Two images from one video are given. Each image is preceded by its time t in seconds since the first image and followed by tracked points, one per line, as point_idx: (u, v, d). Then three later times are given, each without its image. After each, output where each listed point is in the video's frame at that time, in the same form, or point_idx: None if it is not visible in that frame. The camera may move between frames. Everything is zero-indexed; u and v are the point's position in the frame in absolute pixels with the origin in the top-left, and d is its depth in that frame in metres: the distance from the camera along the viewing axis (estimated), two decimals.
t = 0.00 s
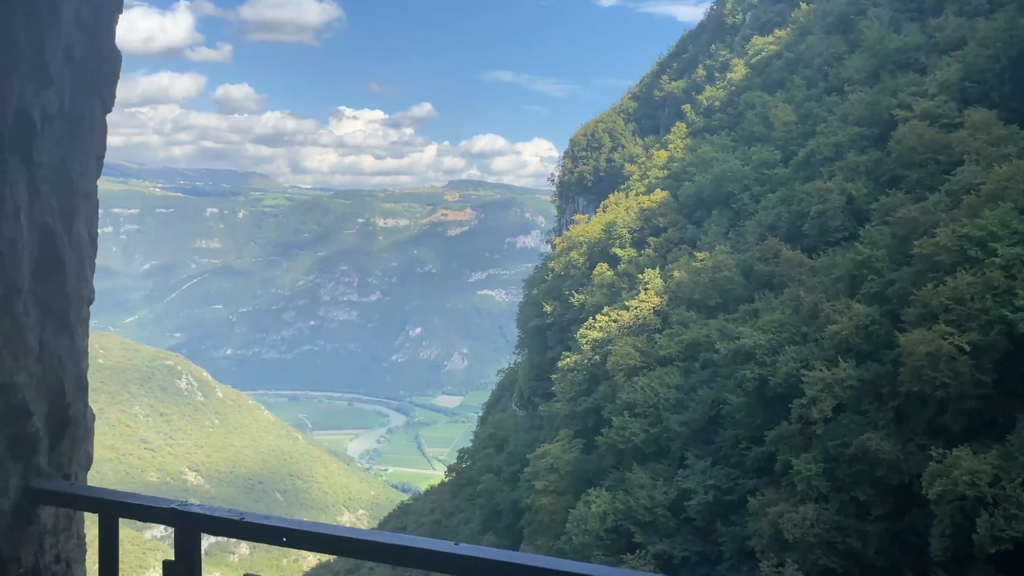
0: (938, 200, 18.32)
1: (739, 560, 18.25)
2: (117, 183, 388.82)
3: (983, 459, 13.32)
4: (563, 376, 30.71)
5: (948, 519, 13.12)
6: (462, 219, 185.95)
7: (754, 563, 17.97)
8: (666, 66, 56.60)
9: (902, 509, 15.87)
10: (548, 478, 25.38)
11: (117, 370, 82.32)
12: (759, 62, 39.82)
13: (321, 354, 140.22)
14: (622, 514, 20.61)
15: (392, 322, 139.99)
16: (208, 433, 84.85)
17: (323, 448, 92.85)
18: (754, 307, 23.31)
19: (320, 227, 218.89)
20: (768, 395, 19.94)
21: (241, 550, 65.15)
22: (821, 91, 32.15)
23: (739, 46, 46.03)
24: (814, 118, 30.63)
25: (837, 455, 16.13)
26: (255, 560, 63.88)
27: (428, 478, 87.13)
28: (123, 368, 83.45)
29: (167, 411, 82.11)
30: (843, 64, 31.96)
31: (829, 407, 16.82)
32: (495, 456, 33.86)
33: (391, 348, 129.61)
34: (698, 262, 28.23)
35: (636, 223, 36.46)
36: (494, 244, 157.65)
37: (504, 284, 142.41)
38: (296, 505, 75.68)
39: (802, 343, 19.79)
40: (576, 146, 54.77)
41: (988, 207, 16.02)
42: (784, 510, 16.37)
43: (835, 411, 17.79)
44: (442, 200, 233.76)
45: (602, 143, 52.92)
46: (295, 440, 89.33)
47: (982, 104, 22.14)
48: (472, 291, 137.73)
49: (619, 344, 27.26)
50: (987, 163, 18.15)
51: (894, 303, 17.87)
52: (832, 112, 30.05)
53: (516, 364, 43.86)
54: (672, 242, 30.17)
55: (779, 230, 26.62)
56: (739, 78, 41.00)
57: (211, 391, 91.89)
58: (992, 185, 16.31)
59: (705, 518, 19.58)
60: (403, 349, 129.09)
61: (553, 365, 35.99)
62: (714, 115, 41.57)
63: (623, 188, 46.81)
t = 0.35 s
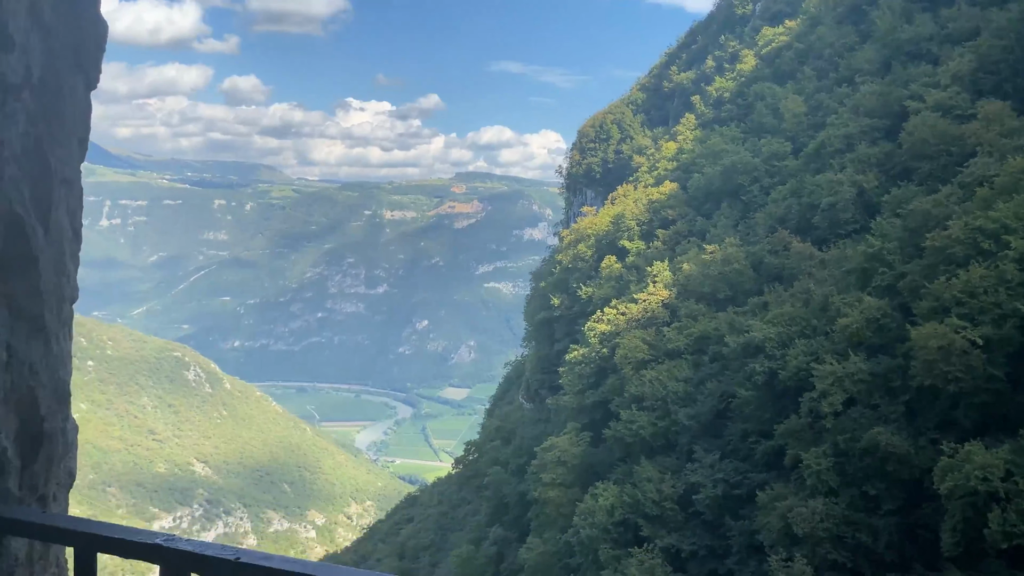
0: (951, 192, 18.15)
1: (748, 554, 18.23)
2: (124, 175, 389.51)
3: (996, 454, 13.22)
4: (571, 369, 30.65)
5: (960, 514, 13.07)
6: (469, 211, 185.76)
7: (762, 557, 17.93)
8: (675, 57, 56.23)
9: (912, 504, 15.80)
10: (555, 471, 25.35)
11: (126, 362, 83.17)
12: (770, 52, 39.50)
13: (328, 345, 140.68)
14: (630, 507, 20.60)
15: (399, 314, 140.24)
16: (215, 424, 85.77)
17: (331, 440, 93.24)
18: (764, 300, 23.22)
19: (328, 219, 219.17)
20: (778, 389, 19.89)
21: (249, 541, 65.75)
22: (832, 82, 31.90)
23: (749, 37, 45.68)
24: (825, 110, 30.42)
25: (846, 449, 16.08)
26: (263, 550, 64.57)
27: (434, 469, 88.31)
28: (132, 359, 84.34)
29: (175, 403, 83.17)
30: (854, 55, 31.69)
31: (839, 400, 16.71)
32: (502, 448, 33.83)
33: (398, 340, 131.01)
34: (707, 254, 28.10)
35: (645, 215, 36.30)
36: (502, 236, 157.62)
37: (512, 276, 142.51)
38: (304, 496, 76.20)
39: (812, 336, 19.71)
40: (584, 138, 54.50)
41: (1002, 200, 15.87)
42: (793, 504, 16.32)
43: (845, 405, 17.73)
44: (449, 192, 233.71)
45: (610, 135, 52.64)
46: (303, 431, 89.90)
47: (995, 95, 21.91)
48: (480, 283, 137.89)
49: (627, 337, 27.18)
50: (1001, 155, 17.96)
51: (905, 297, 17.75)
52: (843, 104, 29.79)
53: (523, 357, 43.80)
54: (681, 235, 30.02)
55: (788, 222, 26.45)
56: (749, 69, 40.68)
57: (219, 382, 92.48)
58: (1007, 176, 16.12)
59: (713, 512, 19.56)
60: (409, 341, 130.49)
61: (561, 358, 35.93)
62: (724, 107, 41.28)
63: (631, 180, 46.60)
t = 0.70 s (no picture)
0: (964, 183, 18.00)
1: (757, 547, 18.15)
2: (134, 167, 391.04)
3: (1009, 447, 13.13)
4: (580, 360, 30.63)
5: (972, 508, 12.99)
6: (477, 203, 185.96)
7: (772, 550, 17.86)
8: (685, 47, 55.92)
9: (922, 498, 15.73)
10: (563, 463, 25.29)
11: (135, 352, 83.98)
12: (780, 44, 39.24)
13: (336, 337, 141.13)
14: (638, 498, 20.61)
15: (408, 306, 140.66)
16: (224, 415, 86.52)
17: (339, 431, 93.66)
18: (774, 292, 23.16)
19: (336, 211, 219.63)
20: (788, 380, 19.84)
21: (258, 531, 66.25)
22: (843, 73, 31.71)
23: (759, 28, 45.39)
24: (835, 102, 30.26)
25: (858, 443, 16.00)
26: (273, 541, 64.95)
27: (443, 460, 88.61)
28: (141, 351, 85.06)
29: (184, 394, 83.81)
30: (866, 46, 31.43)
31: (850, 393, 16.61)
32: (511, 440, 33.85)
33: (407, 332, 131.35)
34: (718, 246, 27.98)
35: (654, 207, 36.18)
36: (510, 228, 157.69)
37: (520, 269, 142.63)
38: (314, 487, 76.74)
39: (823, 328, 19.63)
40: (593, 129, 54.33)
41: (1016, 191, 15.73)
42: (803, 497, 16.27)
43: (857, 398, 17.65)
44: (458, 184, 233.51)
45: (620, 126, 52.44)
46: (311, 422, 90.33)
47: (1009, 86, 21.69)
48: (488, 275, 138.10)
49: (636, 329, 27.15)
50: (1015, 146, 17.80)
51: (917, 289, 17.65)
52: (855, 95, 29.60)
53: (532, 349, 43.79)
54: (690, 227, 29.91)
55: (799, 214, 26.30)
56: (759, 60, 40.40)
57: (229, 373, 93.35)
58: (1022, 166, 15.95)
59: (723, 505, 19.49)
60: (417, 332, 130.84)
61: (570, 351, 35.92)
62: (734, 98, 41.05)
63: (640, 171, 46.43)
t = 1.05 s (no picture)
0: (977, 176, 17.86)
1: (766, 541, 18.14)
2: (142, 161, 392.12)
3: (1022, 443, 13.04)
4: (588, 354, 30.63)
5: (984, 504, 12.93)
6: (485, 196, 185.96)
7: (781, 545, 17.86)
8: (693, 40, 55.66)
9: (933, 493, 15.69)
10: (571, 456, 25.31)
11: (145, 346, 84.52)
12: (790, 36, 38.98)
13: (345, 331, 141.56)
14: (647, 494, 20.63)
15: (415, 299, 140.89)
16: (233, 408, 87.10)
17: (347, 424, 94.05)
18: (784, 286, 23.08)
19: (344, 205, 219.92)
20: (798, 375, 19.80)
21: (267, 523, 66.60)
22: (853, 66, 31.53)
23: (768, 21, 45.12)
24: (846, 95, 30.07)
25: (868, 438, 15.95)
26: (280, 532, 65.47)
27: (451, 453, 88.84)
28: (151, 344, 85.75)
29: (193, 387, 84.45)
30: (877, 38, 31.22)
31: (861, 388, 16.54)
32: (519, 433, 33.91)
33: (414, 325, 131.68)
34: (727, 240, 27.91)
35: (663, 201, 36.08)
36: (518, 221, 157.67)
37: (527, 263, 142.62)
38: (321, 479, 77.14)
39: (833, 323, 19.55)
40: (601, 123, 54.17)
41: None
42: (813, 491, 16.23)
43: (867, 393, 17.58)
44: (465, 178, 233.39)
45: (628, 120, 52.27)
46: (319, 415, 90.77)
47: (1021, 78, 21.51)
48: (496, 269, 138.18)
49: (645, 323, 27.13)
50: None
51: (929, 283, 17.52)
52: (865, 88, 29.41)
53: (540, 342, 43.81)
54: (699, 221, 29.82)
55: (809, 208, 26.18)
56: (768, 53, 40.19)
57: (237, 366, 93.87)
58: None
59: (732, 500, 19.48)
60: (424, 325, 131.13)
61: (578, 345, 35.93)
62: (743, 92, 40.87)
63: (648, 165, 46.30)
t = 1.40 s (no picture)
0: (992, 169, 17.66)
1: (777, 537, 18.11)
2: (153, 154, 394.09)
3: None
4: (597, 349, 30.60)
5: (997, 501, 12.83)
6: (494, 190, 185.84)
7: (792, 540, 17.82)
8: (705, 33, 55.29)
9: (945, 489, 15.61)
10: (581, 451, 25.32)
11: (155, 339, 85.10)
12: (802, 29, 38.66)
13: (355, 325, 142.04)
14: (657, 489, 20.62)
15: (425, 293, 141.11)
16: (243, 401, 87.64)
17: (357, 417, 94.43)
18: (796, 281, 22.97)
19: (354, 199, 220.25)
20: (810, 370, 19.71)
21: (277, 516, 66.98)
22: (866, 59, 31.27)
23: (780, 13, 44.77)
24: (859, 88, 29.82)
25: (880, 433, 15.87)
26: (290, 525, 65.91)
27: (458, 447, 88.90)
28: (162, 337, 86.43)
29: (204, 380, 85.03)
30: (890, 30, 30.94)
31: (874, 383, 16.44)
32: (528, 427, 33.94)
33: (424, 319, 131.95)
34: (737, 234, 27.78)
35: (673, 195, 35.93)
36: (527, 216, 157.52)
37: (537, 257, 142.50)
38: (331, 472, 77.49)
39: (845, 317, 19.43)
40: (611, 116, 53.95)
41: None
42: (825, 487, 16.17)
43: (880, 388, 17.48)
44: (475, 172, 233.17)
45: (638, 113, 52.02)
46: (329, 408, 91.20)
47: None
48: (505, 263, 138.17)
49: (655, 318, 27.06)
50: None
51: (942, 278, 17.39)
52: (878, 81, 29.16)
53: (550, 337, 43.79)
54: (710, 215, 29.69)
55: (821, 202, 26.03)
56: (780, 45, 39.90)
57: (248, 360, 94.42)
58: None
59: (743, 495, 19.44)
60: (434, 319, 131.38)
61: (588, 339, 35.90)
62: (754, 84, 40.61)
63: (658, 158, 46.11)
